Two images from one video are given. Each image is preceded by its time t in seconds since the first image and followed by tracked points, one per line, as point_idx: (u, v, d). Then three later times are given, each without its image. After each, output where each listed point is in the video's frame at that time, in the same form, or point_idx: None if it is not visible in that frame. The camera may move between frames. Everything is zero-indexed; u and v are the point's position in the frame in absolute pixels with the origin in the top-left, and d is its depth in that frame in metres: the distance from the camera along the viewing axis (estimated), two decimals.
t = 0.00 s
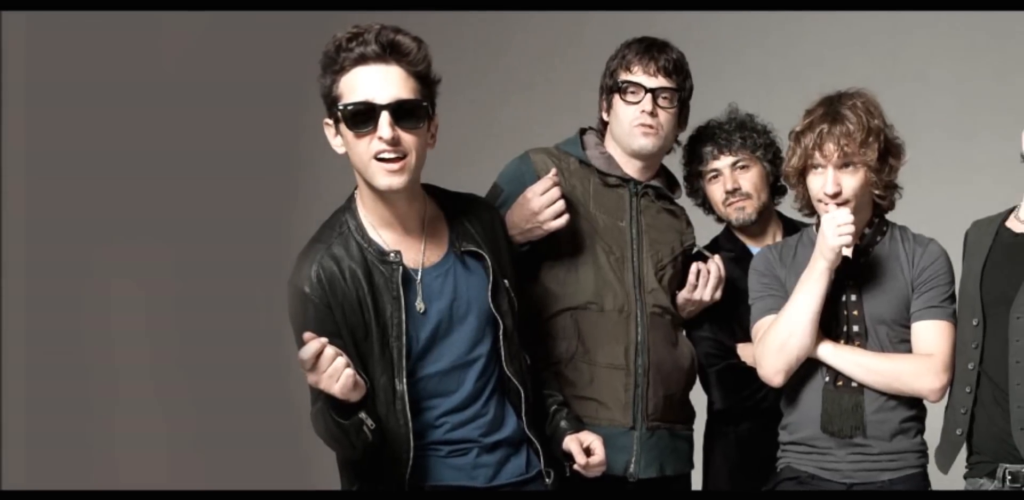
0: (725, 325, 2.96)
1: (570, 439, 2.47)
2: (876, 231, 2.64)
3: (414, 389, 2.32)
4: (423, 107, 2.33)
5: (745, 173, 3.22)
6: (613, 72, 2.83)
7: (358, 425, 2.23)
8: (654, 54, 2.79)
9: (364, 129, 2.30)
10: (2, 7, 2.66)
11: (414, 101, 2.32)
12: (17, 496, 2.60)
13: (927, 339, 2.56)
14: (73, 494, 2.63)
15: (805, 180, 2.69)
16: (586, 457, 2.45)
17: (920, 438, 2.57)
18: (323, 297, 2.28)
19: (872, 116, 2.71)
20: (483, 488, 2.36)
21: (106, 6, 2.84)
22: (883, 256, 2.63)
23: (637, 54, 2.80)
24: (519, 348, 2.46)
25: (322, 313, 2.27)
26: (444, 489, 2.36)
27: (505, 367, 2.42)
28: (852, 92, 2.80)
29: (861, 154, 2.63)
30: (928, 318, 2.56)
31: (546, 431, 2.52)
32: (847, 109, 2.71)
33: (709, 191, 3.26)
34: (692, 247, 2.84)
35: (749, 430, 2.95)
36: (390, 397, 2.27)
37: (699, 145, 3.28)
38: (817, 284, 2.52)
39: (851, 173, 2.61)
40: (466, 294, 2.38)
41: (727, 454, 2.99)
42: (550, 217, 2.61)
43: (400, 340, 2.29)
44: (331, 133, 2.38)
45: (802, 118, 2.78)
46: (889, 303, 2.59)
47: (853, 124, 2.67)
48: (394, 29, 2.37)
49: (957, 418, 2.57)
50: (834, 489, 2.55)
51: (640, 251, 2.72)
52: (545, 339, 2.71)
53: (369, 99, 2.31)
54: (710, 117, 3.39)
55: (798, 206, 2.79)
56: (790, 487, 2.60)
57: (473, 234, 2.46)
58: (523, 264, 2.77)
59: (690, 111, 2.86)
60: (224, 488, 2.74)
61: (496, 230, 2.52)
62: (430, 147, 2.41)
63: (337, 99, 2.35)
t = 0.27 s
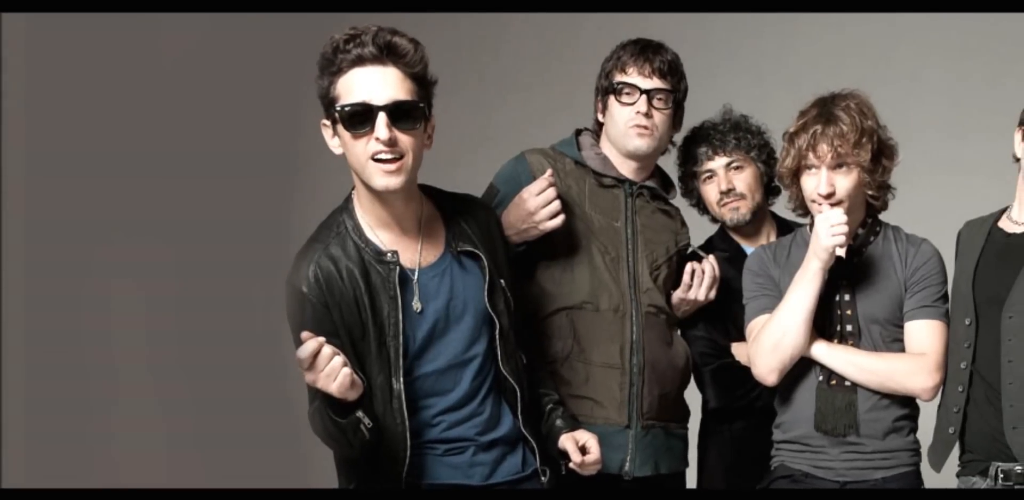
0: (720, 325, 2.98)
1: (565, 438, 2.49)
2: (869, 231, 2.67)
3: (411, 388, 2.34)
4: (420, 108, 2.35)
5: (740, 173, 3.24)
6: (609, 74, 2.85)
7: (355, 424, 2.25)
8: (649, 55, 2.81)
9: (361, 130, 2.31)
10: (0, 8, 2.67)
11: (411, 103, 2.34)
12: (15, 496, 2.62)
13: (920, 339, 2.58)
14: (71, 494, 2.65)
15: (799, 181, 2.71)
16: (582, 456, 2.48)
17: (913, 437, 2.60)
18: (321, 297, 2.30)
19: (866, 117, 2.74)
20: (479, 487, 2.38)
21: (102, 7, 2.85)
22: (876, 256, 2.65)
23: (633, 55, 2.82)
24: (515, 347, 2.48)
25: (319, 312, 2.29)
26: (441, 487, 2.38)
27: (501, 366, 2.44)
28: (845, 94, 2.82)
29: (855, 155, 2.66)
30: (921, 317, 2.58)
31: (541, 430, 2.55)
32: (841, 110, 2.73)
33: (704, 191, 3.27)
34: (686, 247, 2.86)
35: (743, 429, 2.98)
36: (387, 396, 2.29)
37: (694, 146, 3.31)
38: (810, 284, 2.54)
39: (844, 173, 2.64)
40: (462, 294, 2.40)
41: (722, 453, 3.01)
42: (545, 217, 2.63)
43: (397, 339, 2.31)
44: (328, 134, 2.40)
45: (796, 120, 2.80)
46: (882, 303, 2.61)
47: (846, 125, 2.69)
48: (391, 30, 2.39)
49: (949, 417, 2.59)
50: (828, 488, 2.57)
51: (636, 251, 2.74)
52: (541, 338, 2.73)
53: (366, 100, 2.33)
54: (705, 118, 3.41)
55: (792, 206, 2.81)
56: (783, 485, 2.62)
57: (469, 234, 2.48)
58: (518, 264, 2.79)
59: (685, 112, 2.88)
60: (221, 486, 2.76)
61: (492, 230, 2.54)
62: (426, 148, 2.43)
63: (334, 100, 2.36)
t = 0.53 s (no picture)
0: (714, 324, 3.01)
1: (561, 436, 2.51)
2: (862, 231, 2.69)
3: (407, 387, 2.36)
4: (417, 110, 2.37)
5: (735, 174, 3.25)
6: (604, 75, 2.88)
7: (352, 422, 2.27)
8: (644, 57, 2.83)
9: (358, 131, 2.33)
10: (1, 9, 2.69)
11: (408, 104, 2.36)
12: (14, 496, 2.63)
13: (913, 338, 2.61)
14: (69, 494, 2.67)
15: (793, 181, 2.74)
16: (577, 454, 2.50)
17: (906, 436, 2.62)
18: (318, 297, 2.32)
19: (859, 118, 2.76)
20: (475, 485, 2.40)
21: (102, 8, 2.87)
22: (870, 256, 2.67)
23: (628, 57, 2.84)
24: (511, 346, 2.49)
25: (317, 312, 2.31)
26: (437, 485, 2.40)
27: (497, 365, 2.46)
28: (839, 95, 2.84)
29: (848, 155, 2.67)
30: (915, 317, 2.60)
31: (537, 428, 2.57)
32: (834, 111, 2.75)
33: (699, 191, 3.29)
34: (681, 247, 2.88)
35: (738, 427, 2.99)
36: (384, 394, 2.31)
37: (689, 147, 3.33)
38: (804, 284, 2.56)
39: (838, 174, 2.66)
40: (459, 294, 2.42)
41: (717, 452, 3.03)
42: (541, 218, 2.65)
43: (394, 339, 2.33)
44: (326, 135, 2.42)
45: (790, 120, 2.82)
46: (875, 303, 2.64)
47: (840, 126, 2.71)
48: (388, 32, 2.41)
49: (942, 416, 2.60)
50: (821, 486, 2.59)
51: (630, 251, 2.76)
52: (537, 338, 2.75)
53: (364, 101, 2.35)
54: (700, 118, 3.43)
55: (786, 207, 2.83)
56: (777, 483, 2.65)
57: (466, 234, 2.50)
58: (514, 264, 2.81)
59: (680, 113, 2.90)
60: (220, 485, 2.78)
61: (487, 230, 2.56)
62: (423, 149, 2.45)
63: (332, 102, 2.38)
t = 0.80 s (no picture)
0: (709, 323, 3.04)
1: (556, 435, 2.54)
2: (856, 231, 2.71)
3: (404, 386, 2.38)
4: (413, 111, 2.38)
5: (729, 175, 3.27)
6: (599, 76, 2.89)
7: (350, 421, 2.28)
8: (639, 58, 2.85)
9: (356, 131, 2.35)
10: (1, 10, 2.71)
11: (404, 105, 2.37)
12: (14, 495, 2.66)
13: (907, 338, 2.63)
14: (67, 493, 2.69)
15: (787, 182, 2.76)
16: (573, 452, 2.52)
17: (900, 434, 2.65)
18: (316, 296, 2.33)
19: (853, 120, 2.78)
20: (472, 483, 2.42)
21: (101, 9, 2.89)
22: (863, 256, 2.70)
23: (623, 58, 2.86)
24: (507, 345, 2.51)
25: (314, 311, 2.33)
26: (434, 484, 2.42)
27: (494, 364, 2.47)
28: (832, 96, 2.87)
29: (842, 156, 2.70)
30: (908, 316, 2.63)
31: (533, 427, 2.59)
32: (828, 112, 2.78)
33: (694, 192, 3.31)
34: (676, 247, 2.90)
35: (733, 426, 3.02)
36: (382, 393, 2.33)
37: (683, 147, 3.35)
38: (798, 283, 2.58)
39: (832, 174, 2.67)
40: (455, 293, 2.44)
41: (711, 450, 3.04)
42: (537, 218, 2.67)
43: (391, 338, 2.34)
44: (323, 136, 2.44)
45: (784, 122, 2.85)
46: (869, 303, 2.66)
47: (833, 127, 2.73)
48: (385, 34, 2.43)
49: (935, 414, 2.63)
50: (815, 484, 2.61)
51: (626, 251, 2.78)
52: (533, 336, 2.76)
53: (361, 102, 2.37)
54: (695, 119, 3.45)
55: (780, 208, 2.86)
56: (772, 482, 2.67)
57: (462, 234, 2.51)
58: (510, 264, 2.83)
59: (675, 114, 2.92)
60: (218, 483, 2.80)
61: (484, 230, 2.58)
62: (420, 150, 2.47)
63: (329, 103, 2.40)
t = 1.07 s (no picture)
0: (704, 322, 3.05)
1: (552, 433, 2.56)
2: (849, 231, 2.73)
3: (401, 385, 2.40)
4: (410, 112, 2.40)
5: (724, 176, 3.29)
6: (595, 78, 2.91)
7: (347, 420, 2.30)
8: (634, 60, 2.87)
9: (353, 132, 2.38)
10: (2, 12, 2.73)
11: (401, 106, 2.39)
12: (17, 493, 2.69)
13: (900, 337, 2.64)
14: (69, 491, 2.72)
15: (781, 182, 2.78)
16: (569, 451, 2.54)
17: (893, 433, 2.67)
18: (314, 296, 2.35)
19: (846, 120, 2.80)
20: (468, 481, 2.45)
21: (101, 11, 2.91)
22: (857, 256, 2.72)
23: (618, 60, 2.88)
24: (504, 345, 2.53)
25: (312, 311, 2.35)
26: (431, 482, 2.44)
27: (490, 363, 2.49)
28: (826, 97, 2.89)
29: (836, 156, 2.72)
30: (901, 316, 2.65)
31: (529, 426, 2.61)
32: (822, 114, 2.80)
33: (688, 192, 3.33)
34: (671, 247, 2.92)
35: (727, 424, 3.03)
36: (379, 392, 2.35)
37: (678, 148, 3.37)
38: (792, 283, 2.60)
39: (826, 174, 2.71)
40: (452, 293, 2.45)
41: (706, 449, 3.07)
42: (533, 219, 2.69)
43: (388, 337, 2.36)
44: (321, 137, 2.46)
45: (778, 122, 2.87)
46: (862, 302, 2.68)
47: (827, 128, 2.75)
48: (382, 35, 2.45)
49: (928, 413, 2.64)
50: (810, 482, 2.64)
51: (621, 251, 2.80)
52: (529, 336, 2.79)
53: (358, 103, 2.39)
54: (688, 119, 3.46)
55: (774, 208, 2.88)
56: (766, 480, 2.70)
57: (459, 234, 2.53)
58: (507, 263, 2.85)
59: (670, 114, 2.94)
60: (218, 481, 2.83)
61: (480, 230, 2.60)
62: (417, 151, 2.49)
63: (327, 104, 2.42)
